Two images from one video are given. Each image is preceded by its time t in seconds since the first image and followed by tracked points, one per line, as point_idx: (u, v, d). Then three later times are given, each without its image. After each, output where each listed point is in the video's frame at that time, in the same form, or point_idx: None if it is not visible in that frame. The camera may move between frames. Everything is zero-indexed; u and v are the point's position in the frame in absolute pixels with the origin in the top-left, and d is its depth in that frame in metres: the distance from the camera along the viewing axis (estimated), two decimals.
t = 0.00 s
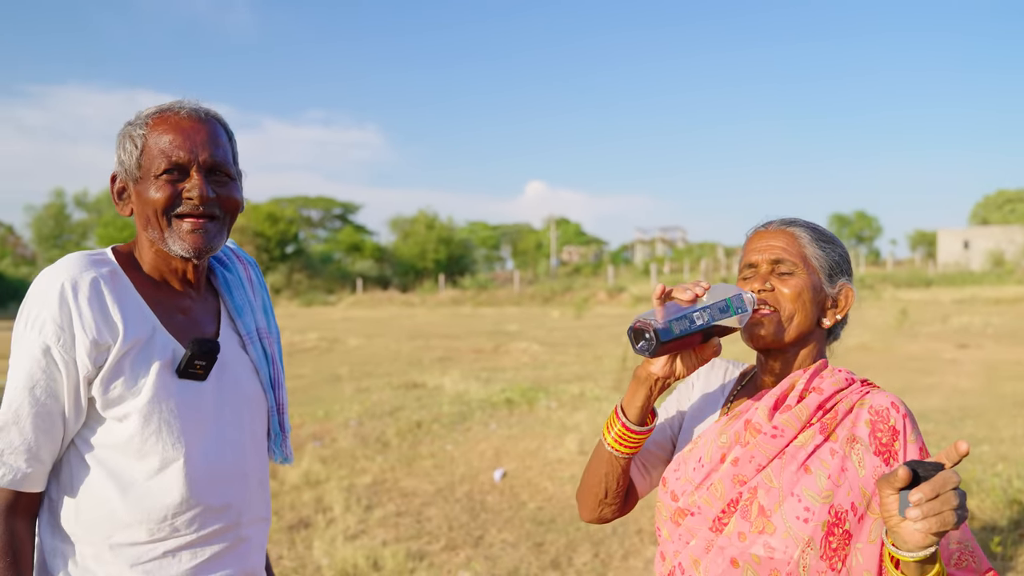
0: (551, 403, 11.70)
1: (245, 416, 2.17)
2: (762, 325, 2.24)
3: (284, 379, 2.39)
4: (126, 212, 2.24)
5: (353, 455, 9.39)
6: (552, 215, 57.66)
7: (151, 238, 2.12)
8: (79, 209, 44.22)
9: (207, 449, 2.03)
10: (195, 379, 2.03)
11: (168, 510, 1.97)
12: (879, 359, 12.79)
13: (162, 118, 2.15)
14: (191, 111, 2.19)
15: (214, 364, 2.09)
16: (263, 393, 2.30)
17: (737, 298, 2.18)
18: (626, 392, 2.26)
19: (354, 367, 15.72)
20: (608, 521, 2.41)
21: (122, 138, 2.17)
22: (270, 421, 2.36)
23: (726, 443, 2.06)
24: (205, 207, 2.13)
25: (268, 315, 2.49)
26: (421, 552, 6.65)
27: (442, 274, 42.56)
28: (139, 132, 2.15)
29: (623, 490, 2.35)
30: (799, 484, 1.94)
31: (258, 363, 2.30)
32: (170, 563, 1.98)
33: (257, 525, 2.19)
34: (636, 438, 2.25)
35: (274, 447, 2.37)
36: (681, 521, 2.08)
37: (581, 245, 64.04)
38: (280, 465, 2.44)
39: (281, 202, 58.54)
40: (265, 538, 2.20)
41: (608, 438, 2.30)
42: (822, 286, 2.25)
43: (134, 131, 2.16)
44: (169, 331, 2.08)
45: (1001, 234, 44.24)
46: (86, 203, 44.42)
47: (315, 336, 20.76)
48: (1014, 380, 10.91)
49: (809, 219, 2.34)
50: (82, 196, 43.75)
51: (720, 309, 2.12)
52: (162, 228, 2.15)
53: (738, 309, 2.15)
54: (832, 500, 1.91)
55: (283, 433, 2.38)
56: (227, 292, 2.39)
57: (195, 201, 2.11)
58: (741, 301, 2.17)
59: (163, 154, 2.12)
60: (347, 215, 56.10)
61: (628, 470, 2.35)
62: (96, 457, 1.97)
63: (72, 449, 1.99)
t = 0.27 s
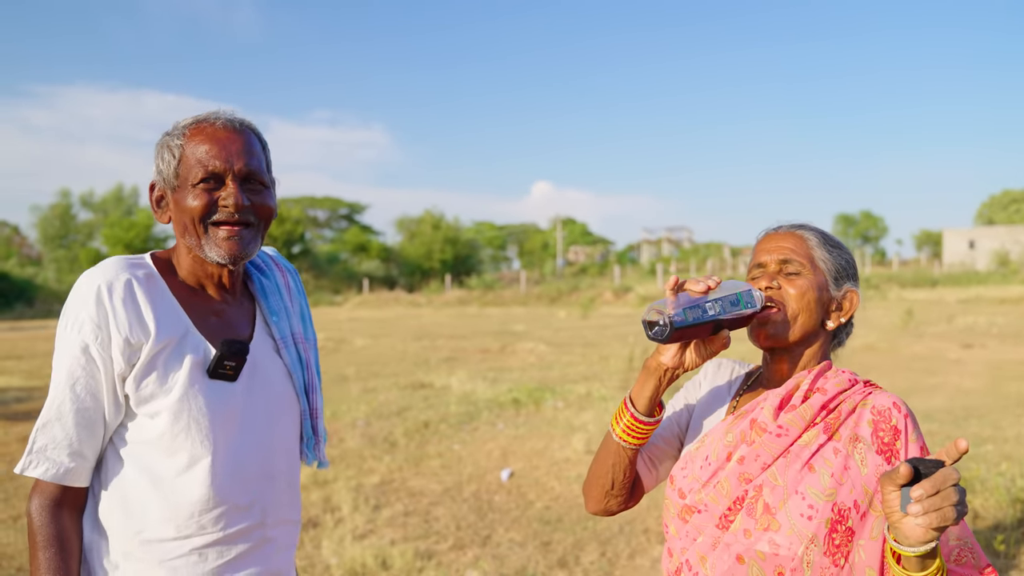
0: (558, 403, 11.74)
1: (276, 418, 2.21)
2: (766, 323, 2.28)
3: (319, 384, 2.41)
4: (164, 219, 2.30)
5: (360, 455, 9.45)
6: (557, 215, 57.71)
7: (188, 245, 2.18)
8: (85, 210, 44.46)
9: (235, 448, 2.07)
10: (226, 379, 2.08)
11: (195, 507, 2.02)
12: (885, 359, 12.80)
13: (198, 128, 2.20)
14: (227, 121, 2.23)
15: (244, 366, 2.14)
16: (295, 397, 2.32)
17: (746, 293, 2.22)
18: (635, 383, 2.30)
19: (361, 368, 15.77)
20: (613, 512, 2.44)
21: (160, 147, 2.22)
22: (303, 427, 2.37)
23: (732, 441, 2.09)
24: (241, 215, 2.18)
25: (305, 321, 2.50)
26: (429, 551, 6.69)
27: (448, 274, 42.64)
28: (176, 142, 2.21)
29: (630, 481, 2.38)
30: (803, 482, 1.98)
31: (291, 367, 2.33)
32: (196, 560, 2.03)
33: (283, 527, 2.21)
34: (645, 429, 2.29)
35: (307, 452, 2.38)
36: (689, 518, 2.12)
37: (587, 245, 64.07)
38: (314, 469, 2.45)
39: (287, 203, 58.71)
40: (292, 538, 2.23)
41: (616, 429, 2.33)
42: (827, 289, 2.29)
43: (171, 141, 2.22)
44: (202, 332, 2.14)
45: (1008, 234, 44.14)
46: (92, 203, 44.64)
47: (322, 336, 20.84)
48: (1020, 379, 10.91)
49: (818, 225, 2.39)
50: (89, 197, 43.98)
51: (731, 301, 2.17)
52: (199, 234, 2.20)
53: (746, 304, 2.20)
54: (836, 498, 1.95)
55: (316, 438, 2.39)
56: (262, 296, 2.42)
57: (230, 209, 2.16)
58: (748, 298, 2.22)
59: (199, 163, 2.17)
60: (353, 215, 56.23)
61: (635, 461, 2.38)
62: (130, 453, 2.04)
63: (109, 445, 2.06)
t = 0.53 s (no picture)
0: (550, 402, 11.76)
1: (291, 412, 2.22)
2: (756, 318, 2.30)
3: (334, 382, 2.43)
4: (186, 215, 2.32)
5: (353, 454, 9.44)
6: (550, 215, 57.72)
7: (212, 242, 2.21)
8: (75, 208, 44.22)
9: (253, 441, 2.08)
10: (244, 373, 2.10)
11: (213, 499, 2.02)
12: (876, 358, 12.87)
13: (223, 128, 2.23)
14: (250, 121, 2.27)
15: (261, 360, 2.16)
16: (310, 393, 2.34)
17: (738, 286, 2.24)
18: (627, 374, 2.32)
19: (353, 367, 15.74)
20: (602, 502, 2.44)
21: (185, 145, 2.26)
22: (319, 422, 2.39)
23: (723, 436, 2.10)
24: (264, 212, 2.21)
25: (323, 319, 2.53)
26: (422, 549, 6.69)
27: (440, 273, 42.60)
28: (200, 141, 2.24)
29: (620, 472, 2.39)
30: (792, 477, 2.00)
31: (307, 363, 2.35)
32: (212, 551, 2.04)
33: (298, 522, 2.21)
34: (636, 418, 2.30)
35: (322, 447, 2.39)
36: (679, 512, 2.13)
37: (580, 245, 64.12)
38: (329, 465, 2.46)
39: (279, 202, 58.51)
40: (306, 534, 2.23)
41: (607, 419, 2.35)
42: (819, 287, 2.31)
43: (196, 139, 2.25)
44: (220, 327, 2.16)
45: (998, 234, 44.40)
46: (82, 202, 44.40)
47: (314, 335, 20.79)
48: (1009, 378, 10.98)
49: (810, 225, 2.42)
50: (79, 195, 43.75)
51: (722, 291, 2.19)
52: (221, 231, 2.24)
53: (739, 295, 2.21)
54: (824, 493, 1.97)
55: (331, 433, 2.41)
56: (279, 295, 2.45)
57: (253, 207, 2.19)
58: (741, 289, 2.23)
59: (223, 162, 2.20)
60: (345, 215, 56.11)
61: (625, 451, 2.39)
62: (149, 444, 2.06)
63: (130, 436, 2.08)
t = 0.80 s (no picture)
0: (544, 401, 11.77)
1: (296, 411, 2.23)
2: (749, 313, 2.32)
3: (339, 382, 2.43)
4: (199, 211, 2.31)
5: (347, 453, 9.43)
6: (543, 214, 57.73)
7: (231, 240, 2.21)
8: (66, 207, 44.00)
9: (258, 437, 2.09)
10: (249, 370, 2.11)
11: (217, 494, 2.03)
12: (868, 357, 12.93)
13: (245, 127, 2.22)
14: (271, 122, 2.27)
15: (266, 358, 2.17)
16: (316, 393, 2.34)
17: (732, 280, 2.24)
18: (618, 365, 2.34)
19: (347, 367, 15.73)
20: (591, 492, 2.44)
21: (203, 142, 2.24)
22: (323, 422, 2.39)
23: (715, 433, 2.12)
24: (285, 213, 2.22)
25: (330, 319, 2.56)
26: (415, 548, 6.70)
27: (433, 273, 42.56)
28: (220, 138, 2.23)
29: (610, 463, 2.40)
30: (783, 473, 2.02)
31: (313, 363, 2.36)
32: (215, 546, 2.04)
33: (299, 520, 2.22)
34: (627, 409, 2.31)
35: (325, 447, 2.40)
36: (672, 508, 2.15)
37: (573, 245, 64.14)
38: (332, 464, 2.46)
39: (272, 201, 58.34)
40: (307, 532, 2.24)
41: (599, 410, 2.35)
42: (811, 285, 2.33)
43: (215, 136, 2.23)
44: (228, 323, 2.18)
45: (988, 234, 44.62)
46: (74, 200, 44.20)
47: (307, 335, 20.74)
48: (999, 376, 11.06)
49: (804, 225, 2.44)
50: (70, 195, 43.55)
51: (715, 281, 2.19)
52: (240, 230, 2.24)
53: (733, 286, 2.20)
54: (816, 488, 1.98)
55: (335, 432, 2.41)
56: (289, 294, 2.46)
57: (275, 209, 2.20)
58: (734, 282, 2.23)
59: (245, 162, 2.19)
60: (338, 214, 56.00)
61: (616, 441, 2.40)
62: (155, 438, 2.07)
63: (138, 429, 2.09)
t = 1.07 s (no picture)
0: (539, 400, 11.78)
1: (300, 412, 2.23)
2: (746, 312, 2.32)
3: (344, 384, 2.43)
4: (218, 208, 2.29)
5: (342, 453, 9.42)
6: (538, 214, 57.75)
7: (260, 240, 2.23)
8: (60, 207, 43.82)
9: (263, 437, 2.09)
10: (255, 370, 2.11)
11: (219, 493, 2.03)
12: (863, 356, 12.97)
13: (280, 129, 2.25)
14: (303, 128, 2.32)
15: (272, 358, 2.17)
16: (321, 395, 2.34)
17: (731, 278, 2.23)
18: (615, 363, 2.35)
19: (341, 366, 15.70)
20: (588, 492, 2.45)
21: (233, 141, 2.25)
22: (327, 424, 2.39)
23: (712, 433, 2.13)
24: (317, 218, 2.28)
25: (338, 321, 2.56)
26: (411, 548, 6.70)
27: (428, 273, 42.54)
28: (252, 139, 2.24)
29: (608, 463, 2.40)
30: (780, 472, 2.03)
31: (318, 365, 2.35)
32: (217, 546, 2.03)
33: (302, 522, 2.21)
34: (624, 408, 2.32)
35: (328, 450, 2.39)
36: (669, 508, 2.15)
37: (568, 244, 64.18)
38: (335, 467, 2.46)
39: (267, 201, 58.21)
40: (308, 534, 2.23)
41: (596, 409, 2.36)
42: (809, 284, 2.33)
43: (247, 136, 2.25)
44: (234, 323, 2.18)
45: (982, 234, 44.78)
46: (67, 200, 44.00)
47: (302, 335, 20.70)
48: (993, 376, 11.11)
49: (801, 224, 2.45)
50: (64, 194, 43.39)
51: (714, 278, 2.19)
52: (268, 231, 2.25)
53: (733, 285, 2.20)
54: (813, 488, 1.99)
55: (338, 435, 2.41)
56: (297, 295, 2.46)
57: (309, 212, 2.25)
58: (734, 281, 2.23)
59: (281, 164, 2.22)
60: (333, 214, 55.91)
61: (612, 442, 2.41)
62: (159, 435, 2.07)
63: (142, 427, 2.10)
